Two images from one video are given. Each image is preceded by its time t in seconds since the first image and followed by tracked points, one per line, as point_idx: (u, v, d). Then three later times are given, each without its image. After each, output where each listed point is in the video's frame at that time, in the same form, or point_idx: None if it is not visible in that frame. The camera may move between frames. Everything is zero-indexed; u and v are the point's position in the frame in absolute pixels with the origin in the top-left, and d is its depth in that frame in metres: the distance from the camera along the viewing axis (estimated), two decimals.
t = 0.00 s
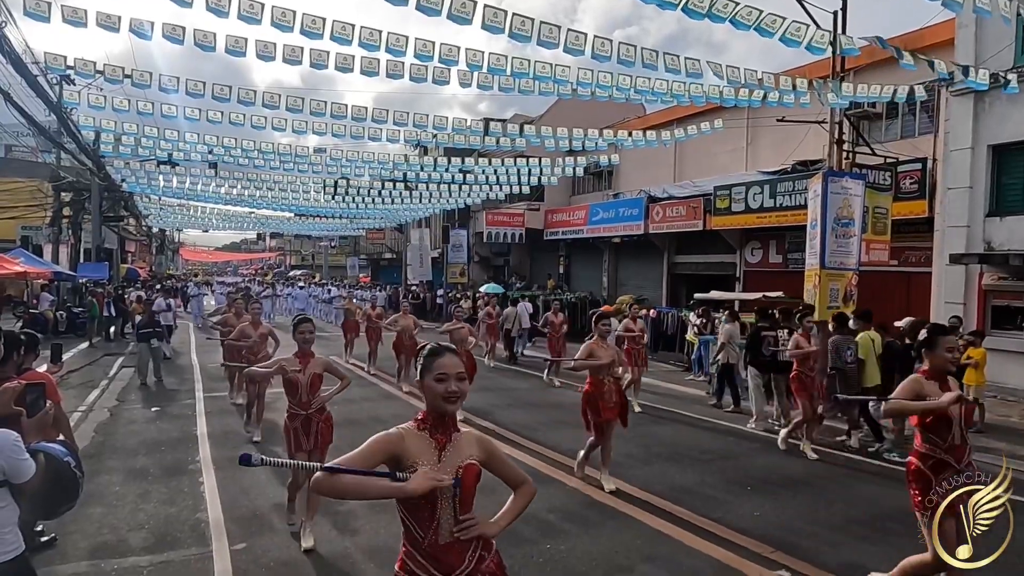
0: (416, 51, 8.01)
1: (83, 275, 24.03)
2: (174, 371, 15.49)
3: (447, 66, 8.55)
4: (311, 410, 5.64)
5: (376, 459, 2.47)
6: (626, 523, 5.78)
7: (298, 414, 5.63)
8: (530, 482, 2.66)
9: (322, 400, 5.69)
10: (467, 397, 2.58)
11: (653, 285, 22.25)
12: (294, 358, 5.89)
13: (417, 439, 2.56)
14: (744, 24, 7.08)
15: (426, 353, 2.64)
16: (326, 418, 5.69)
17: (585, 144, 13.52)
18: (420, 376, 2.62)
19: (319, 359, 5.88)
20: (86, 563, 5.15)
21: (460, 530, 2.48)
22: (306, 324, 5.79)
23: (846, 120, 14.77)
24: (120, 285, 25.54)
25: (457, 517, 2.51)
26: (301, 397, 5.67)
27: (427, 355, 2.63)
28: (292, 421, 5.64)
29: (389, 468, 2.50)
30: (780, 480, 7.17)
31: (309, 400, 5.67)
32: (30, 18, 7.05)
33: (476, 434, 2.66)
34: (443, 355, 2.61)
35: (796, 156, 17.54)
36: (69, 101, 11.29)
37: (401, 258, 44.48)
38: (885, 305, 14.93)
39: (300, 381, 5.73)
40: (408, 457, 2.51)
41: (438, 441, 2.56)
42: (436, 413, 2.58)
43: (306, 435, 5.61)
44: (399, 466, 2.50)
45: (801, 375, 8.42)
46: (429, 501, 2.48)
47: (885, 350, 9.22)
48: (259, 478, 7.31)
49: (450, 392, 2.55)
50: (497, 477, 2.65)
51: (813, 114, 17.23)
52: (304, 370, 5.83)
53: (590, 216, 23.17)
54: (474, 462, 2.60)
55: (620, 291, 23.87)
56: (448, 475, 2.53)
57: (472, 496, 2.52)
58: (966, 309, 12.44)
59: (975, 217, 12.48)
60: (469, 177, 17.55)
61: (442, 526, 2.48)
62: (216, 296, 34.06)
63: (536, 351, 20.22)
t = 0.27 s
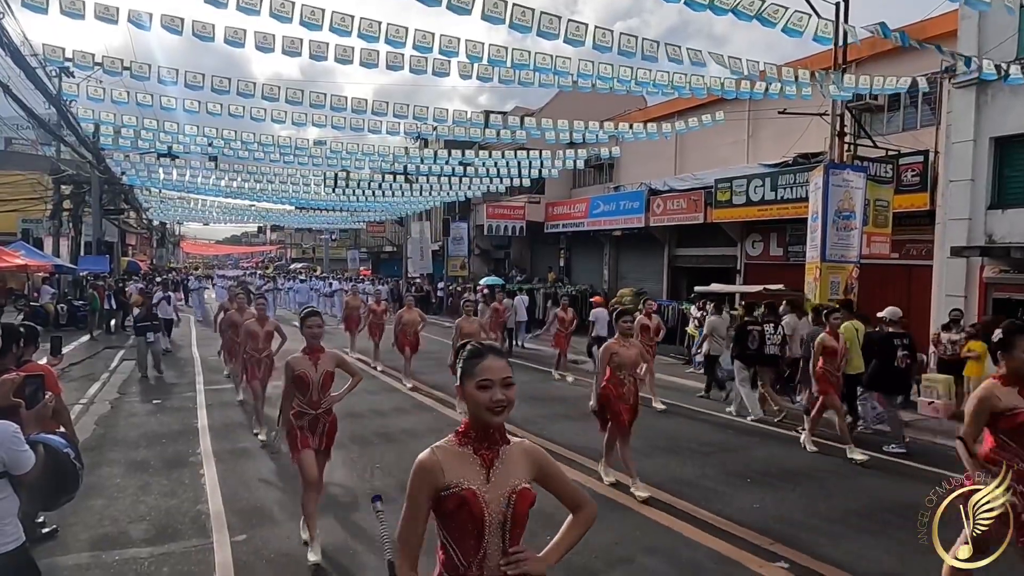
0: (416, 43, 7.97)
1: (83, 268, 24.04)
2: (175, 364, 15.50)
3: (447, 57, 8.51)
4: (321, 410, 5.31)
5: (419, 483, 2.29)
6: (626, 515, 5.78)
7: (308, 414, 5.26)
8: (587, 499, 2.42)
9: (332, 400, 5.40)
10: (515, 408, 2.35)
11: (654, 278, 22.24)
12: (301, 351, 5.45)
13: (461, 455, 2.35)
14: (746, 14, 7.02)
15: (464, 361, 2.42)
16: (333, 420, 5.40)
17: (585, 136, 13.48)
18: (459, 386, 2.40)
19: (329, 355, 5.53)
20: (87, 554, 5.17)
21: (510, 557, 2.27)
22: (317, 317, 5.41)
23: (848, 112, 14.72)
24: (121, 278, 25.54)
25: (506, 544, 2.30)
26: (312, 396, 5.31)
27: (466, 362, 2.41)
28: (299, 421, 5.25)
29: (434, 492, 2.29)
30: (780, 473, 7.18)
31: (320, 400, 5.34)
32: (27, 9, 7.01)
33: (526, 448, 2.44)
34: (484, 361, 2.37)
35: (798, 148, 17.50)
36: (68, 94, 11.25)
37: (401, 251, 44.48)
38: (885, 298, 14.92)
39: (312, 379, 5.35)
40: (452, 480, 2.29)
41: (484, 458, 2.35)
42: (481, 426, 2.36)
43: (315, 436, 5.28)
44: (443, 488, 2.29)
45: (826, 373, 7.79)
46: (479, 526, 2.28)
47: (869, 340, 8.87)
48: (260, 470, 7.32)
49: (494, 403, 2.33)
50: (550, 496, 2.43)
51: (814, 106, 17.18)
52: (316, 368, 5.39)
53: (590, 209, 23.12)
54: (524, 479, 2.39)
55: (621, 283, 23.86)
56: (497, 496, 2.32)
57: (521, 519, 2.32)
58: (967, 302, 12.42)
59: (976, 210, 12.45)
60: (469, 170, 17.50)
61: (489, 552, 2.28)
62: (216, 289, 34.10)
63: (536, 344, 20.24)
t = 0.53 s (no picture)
0: (414, 35, 7.93)
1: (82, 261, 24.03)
2: (174, 357, 15.51)
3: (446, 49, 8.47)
4: (331, 409, 4.90)
5: (473, 518, 1.91)
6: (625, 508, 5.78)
7: (317, 414, 4.86)
8: (666, 526, 2.09)
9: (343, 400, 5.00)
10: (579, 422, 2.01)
11: (653, 272, 22.23)
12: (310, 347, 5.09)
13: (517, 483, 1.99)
14: (746, 5, 6.97)
15: (514, 369, 2.08)
16: (343, 422, 4.96)
17: (585, 129, 13.43)
18: (511, 398, 2.07)
19: (338, 351, 5.14)
20: (87, 546, 5.17)
21: None
22: (326, 311, 5.08)
23: (848, 105, 14.69)
24: (120, 271, 25.53)
25: None
26: (321, 393, 4.90)
27: (517, 371, 2.07)
28: (307, 422, 4.84)
29: (491, 526, 1.92)
30: (778, 465, 7.18)
31: (330, 399, 4.93)
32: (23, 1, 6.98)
33: (592, 467, 2.11)
34: (539, 369, 2.04)
35: (798, 142, 17.46)
36: (66, 86, 11.21)
37: (401, 245, 44.46)
38: (885, 292, 14.90)
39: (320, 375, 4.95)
40: (512, 511, 1.93)
41: (547, 484, 1.98)
42: (538, 445, 2.01)
43: (325, 439, 4.84)
44: (502, 523, 1.93)
45: (853, 369, 7.42)
46: (547, 567, 1.92)
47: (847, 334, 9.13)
48: (259, 463, 7.33)
49: (557, 415, 1.98)
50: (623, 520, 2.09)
51: (815, 99, 17.13)
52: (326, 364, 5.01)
53: (590, 202, 23.09)
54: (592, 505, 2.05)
55: (621, 277, 23.85)
56: (568, 529, 1.97)
57: (600, 551, 1.98)
58: (967, 296, 12.42)
59: (977, 203, 12.44)
60: (469, 163, 17.45)
61: None
62: (216, 283, 34.13)
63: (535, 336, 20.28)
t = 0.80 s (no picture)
0: (413, 29, 7.90)
1: (82, 256, 24.01)
2: (174, 352, 15.51)
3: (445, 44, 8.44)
4: (338, 416, 4.65)
5: (546, 569, 1.64)
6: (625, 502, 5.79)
7: (324, 423, 4.63)
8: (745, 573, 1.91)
9: (352, 405, 4.70)
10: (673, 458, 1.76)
11: (653, 267, 22.23)
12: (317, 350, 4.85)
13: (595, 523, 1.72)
14: None
15: (598, 385, 1.80)
16: (353, 427, 4.69)
17: (585, 123, 13.41)
18: (592, 420, 1.80)
19: (346, 352, 4.86)
20: (87, 540, 5.18)
21: None
22: (332, 310, 4.79)
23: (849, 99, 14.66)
24: (120, 266, 25.52)
25: None
26: (326, 401, 4.67)
27: (602, 389, 1.79)
28: (314, 431, 4.64)
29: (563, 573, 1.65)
30: (777, 460, 7.19)
31: (337, 405, 4.68)
32: None
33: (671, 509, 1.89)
34: (630, 389, 1.77)
35: (798, 136, 17.42)
36: (64, 80, 11.18)
37: (401, 239, 44.45)
38: (884, 287, 14.90)
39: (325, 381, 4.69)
40: (588, 557, 1.67)
41: (625, 528, 1.73)
42: (621, 481, 1.75)
43: (333, 448, 4.61)
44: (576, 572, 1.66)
45: (881, 373, 7.26)
46: None
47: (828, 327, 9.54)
48: (259, 457, 7.33)
49: (651, 448, 1.72)
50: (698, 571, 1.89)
51: (815, 93, 17.10)
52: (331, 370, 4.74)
53: (590, 197, 23.06)
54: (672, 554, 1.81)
55: (621, 271, 23.84)
56: None
57: None
58: (966, 290, 12.42)
59: (977, 198, 12.42)
60: (469, 157, 17.40)
61: None
62: (216, 278, 34.17)
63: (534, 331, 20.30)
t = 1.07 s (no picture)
0: (411, 23, 7.87)
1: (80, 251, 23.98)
2: (172, 347, 15.51)
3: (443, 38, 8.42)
4: (349, 421, 4.38)
5: None
6: (624, 497, 5.79)
7: (334, 429, 4.35)
8: None
9: (364, 410, 4.45)
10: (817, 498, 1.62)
11: (652, 261, 22.24)
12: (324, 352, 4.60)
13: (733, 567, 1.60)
14: None
15: (722, 411, 1.66)
16: (367, 432, 4.43)
17: (584, 118, 13.38)
18: (722, 454, 1.65)
19: (357, 353, 4.63)
20: (86, 535, 5.18)
21: None
22: (342, 307, 4.58)
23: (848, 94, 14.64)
24: (118, 261, 25.49)
25: None
26: (335, 405, 4.39)
27: (726, 416, 1.65)
28: (324, 438, 4.34)
29: None
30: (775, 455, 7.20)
31: (347, 410, 4.41)
32: None
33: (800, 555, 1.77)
34: (763, 413, 1.62)
35: (797, 131, 17.40)
36: (61, 75, 11.14)
37: (399, 234, 44.43)
38: (883, 281, 14.90)
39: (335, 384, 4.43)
40: None
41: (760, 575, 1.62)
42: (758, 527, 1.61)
43: (345, 456, 4.33)
44: None
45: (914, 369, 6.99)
46: None
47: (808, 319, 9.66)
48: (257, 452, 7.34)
49: (794, 486, 1.56)
50: None
51: (814, 87, 17.07)
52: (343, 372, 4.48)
53: (589, 192, 23.04)
54: None
55: (619, 266, 23.85)
56: None
57: None
58: (965, 285, 12.43)
59: (975, 193, 12.42)
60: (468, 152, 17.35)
61: None
62: (215, 273, 34.16)
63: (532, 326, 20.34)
